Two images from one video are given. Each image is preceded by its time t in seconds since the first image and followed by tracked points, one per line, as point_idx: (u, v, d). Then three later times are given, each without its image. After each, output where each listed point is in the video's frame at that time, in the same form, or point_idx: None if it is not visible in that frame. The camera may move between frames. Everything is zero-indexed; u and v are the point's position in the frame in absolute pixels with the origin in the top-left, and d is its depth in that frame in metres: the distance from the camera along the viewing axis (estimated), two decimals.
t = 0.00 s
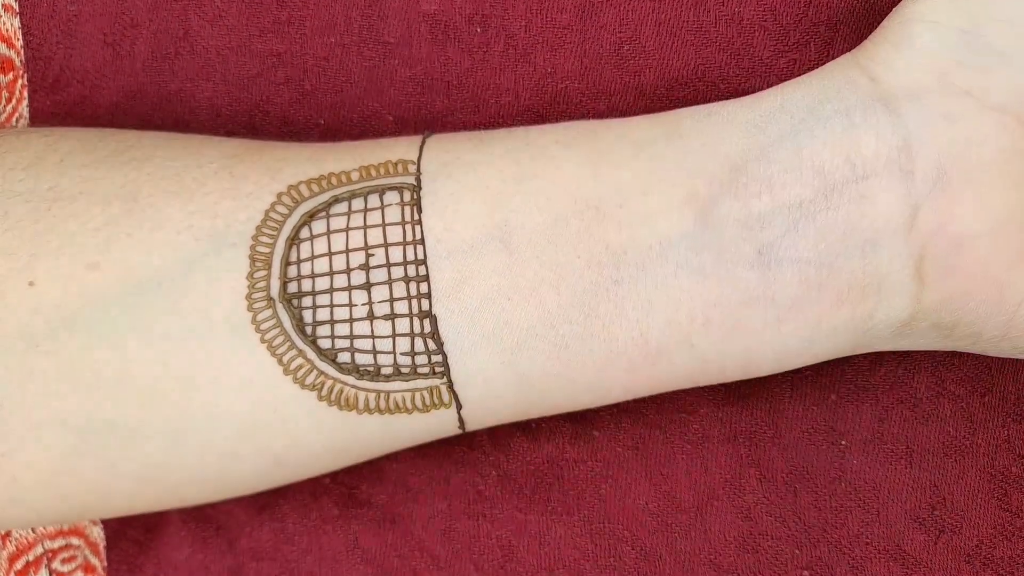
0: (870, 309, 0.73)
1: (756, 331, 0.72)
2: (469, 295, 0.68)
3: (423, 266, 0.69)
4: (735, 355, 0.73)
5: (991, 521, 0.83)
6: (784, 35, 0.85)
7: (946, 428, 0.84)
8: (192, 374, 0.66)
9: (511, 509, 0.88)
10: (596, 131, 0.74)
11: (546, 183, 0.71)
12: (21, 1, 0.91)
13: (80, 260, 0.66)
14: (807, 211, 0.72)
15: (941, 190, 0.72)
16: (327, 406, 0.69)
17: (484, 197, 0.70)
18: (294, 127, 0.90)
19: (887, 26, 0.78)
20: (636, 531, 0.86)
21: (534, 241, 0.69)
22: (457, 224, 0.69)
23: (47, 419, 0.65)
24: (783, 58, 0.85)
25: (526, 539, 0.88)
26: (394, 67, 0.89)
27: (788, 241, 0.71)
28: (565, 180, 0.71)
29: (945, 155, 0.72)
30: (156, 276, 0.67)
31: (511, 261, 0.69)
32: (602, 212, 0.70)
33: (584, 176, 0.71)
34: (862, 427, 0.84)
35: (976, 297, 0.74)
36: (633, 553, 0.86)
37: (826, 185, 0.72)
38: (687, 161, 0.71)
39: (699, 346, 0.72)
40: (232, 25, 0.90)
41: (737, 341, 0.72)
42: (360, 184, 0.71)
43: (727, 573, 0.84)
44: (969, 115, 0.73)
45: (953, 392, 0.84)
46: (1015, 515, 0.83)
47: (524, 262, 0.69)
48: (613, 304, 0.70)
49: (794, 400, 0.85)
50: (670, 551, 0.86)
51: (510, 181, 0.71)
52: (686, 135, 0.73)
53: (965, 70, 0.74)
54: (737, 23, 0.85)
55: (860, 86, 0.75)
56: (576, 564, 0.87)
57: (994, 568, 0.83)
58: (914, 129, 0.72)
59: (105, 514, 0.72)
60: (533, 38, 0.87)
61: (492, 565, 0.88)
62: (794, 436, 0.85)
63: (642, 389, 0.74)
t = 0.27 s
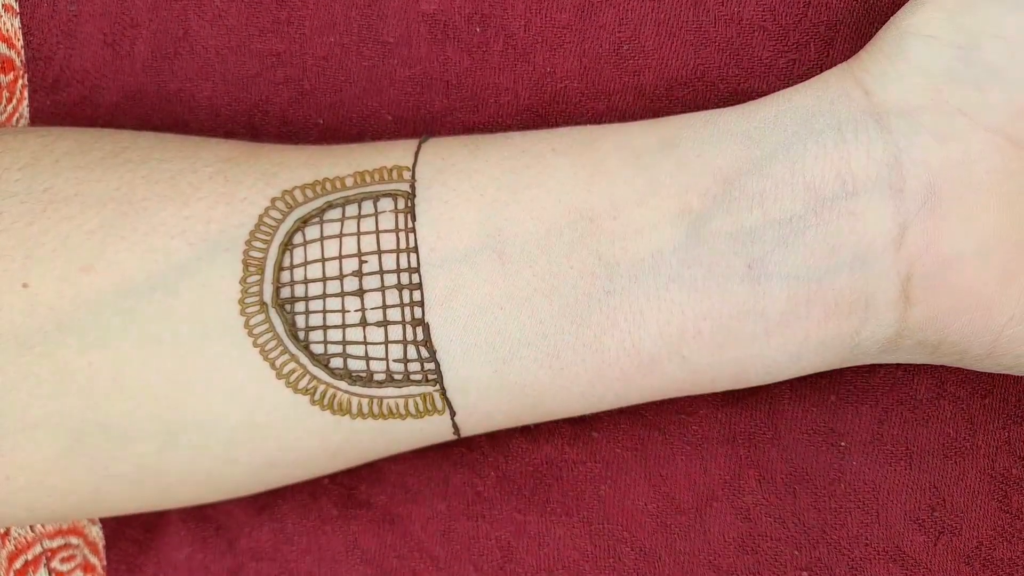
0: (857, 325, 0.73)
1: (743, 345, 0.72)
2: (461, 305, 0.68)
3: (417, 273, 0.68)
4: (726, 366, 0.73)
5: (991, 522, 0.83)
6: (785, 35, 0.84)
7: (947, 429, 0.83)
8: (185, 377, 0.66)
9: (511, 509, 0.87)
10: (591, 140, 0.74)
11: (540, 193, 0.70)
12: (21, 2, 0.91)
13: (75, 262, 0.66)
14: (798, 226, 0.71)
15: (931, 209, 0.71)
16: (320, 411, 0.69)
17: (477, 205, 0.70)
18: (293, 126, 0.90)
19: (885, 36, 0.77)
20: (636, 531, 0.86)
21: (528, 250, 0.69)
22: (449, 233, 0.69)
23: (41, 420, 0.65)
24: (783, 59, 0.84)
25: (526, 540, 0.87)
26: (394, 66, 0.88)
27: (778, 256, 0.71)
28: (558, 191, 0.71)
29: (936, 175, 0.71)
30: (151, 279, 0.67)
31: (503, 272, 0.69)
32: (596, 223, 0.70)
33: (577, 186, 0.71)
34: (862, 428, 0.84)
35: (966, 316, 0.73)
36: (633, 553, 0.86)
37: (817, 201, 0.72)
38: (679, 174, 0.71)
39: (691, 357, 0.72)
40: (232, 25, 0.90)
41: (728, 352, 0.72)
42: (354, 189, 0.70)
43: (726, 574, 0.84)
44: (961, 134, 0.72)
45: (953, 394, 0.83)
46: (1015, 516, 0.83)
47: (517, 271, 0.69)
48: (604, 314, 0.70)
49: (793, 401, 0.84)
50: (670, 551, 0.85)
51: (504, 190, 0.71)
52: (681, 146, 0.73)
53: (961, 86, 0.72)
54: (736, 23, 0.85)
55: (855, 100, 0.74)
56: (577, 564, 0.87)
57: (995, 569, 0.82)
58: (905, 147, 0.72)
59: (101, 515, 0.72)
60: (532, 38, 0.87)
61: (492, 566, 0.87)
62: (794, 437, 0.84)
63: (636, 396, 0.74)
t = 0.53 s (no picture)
0: (858, 325, 0.73)
1: (744, 346, 0.72)
2: (463, 303, 0.68)
3: (418, 272, 0.68)
4: (728, 367, 0.73)
5: (991, 522, 0.83)
6: (785, 35, 0.84)
7: (947, 429, 0.83)
8: (186, 375, 0.66)
9: (511, 509, 0.87)
10: (592, 139, 0.74)
11: (542, 192, 0.71)
12: (21, 1, 0.91)
13: (75, 260, 0.66)
14: (801, 227, 0.71)
15: (932, 212, 0.71)
16: (322, 410, 0.69)
17: (478, 205, 0.70)
18: (293, 126, 0.90)
19: (886, 37, 0.77)
20: (636, 531, 0.86)
21: (530, 249, 0.70)
22: (451, 232, 0.69)
23: (42, 417, 0.65)
24: (783, 59, 0.84)
25: (526, 540, 0.87)
26: (394, 66, 0.88)
27: (780, 257, 0.71)
28: (560, 190, 0.71)
29: (937, 177, 0.71)
30: (151, 277, 0.67)
31: (505, 270, 0.69)
32: (597, 222, 0.70)
33: (578, 185, 0.71)
34: (863, 428, 0.84)
35: (965, 319, 0.73)
36: (634, 553, 0.86)
37: (818, 201, 0.72)
38: (681, 173, 0.72)
39: (692, 357, 0.72)
40: (232, 24, 0.90)
41: (729, 353, 0.72)
42: (355, 188, 0.70)
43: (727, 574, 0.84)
44: (963, 136, 0.72)
45: (953, 394, 0.84)
46: (1015, 516, 0.83)
47: (519, 270, 0.69)
48: (607, 313, 0.70)
49: (793, 401, 0.84)
50: (670, 551, 0.85)
51: (506, 189, 0.71)
52: (682, 145, 0.73)
53: (962, 88, 0.73)
54: (737, 23, 0.85)
55: (855, 101, 0.74)
56: (577, 564, 0.87)
57: (994, 570, 0.83)
58: (907, 148, 0.72)
59: (101, 513, 0.72)
60: (532, 38, 0.87)
61: (492, 566, 0.87)
62: (794, 437, 0.84)
63: (636, 396, 0.74)
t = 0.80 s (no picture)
0: (858, 325, 0.73)
1: (742, 346, 0.72)
2: (462, 301, 0.68)
3: (417, 272, 0.68)
4: (727, 367, 0.73)
5: (991, 522, 0.82)
6: (785, 35, 0.84)
7: (947, 429, 0.83)
8: (184, 374, 0.66)
9: (510, 509, 0.87)
10: (592, 138, 0.74)
11: (541, 192, 0.70)
12: (21, 1, 0.91)
13: (74, 259, 0.66)
14: (800, 226, 0.71)
15: (929, 211, 0.71)
16: (320, 409, 0.68)
17: (477, 204, 0.70)
18: (293, 126, 0.90)
19: (886, 36, 0.76)
20: (636, 531, 0.86)
21: (529, 248, 0.70)
22: (450, 232, 0.69)
23: (40, 416, 0.65)
24: (783, 59, 0.84)
25: (525, 540, 0.87)
26: (394, 66, 0.88)
27: (778, 256, 0.71)
28: (560, 189, 0.71)
29: (935, 177, 0.71)
30: (150, 276, 0.67)
31: (504, 269, 0.69)
32: (596, 221, 0.70)
33: (577, 185, 0.71)
34: (862, 428, 0.84)
35: (964, 318, 0.73)
36: (634, 553, 0.86)
37: (817, 201, 0.72)
38: (680, 172, 0.72)
39: (691, 357, 0.72)
40: (232, 24, 0.90)
41: (728, 353, 0.72)
42: (354, 188, 0.70)
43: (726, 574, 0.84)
44: (962, 135, 0.72)
45: (953, 394, 0.83)
46: (1016, 516, 0.82)
47: (518, 269, 0.69)
48: (606, 313, 0.70)
49: (793, 401, 0.84)
50: (669, 551, 0.85)
51: (505, 188, 0.71)
52: (682, 144, 0.73)
53: (961, 88, 0.72)
54: (737, 23, 0.85)
55: (853, 101, 0.74)
56: (577, 564, 0.86)
57: (995, 570, 0.82)
58: (905, 147, 0.72)
59: (101, 512, 0.72)
60: (532, 38, 0.87)
61: (492, 566, 0.87)
62: (794, 437, 0.84)
63: (635, 396, 0.74)
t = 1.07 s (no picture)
0: (861, 325, 0.73)
1: (744, 347, 0.72)
2: (463, 301, 0.68)
3: (418, 272, 0.69)
4: (728, 367, 0.73)
5: (991, 523, 0.83)
6: (784, 35, 0.84)
7: (947, 429, 0.83)
8: (185, 374, 0.66)
9: (510, 509, 0.87)
10: (593, 138, 0.74)
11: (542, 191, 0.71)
12: (21, 2, 0.91)
13: (74, 259, 0.66)
14: (802, 227, 0.72)
15: (931, 212, 0.71)
16: (321, 409, 0.68)
17: (478, 204, 0.70)
18: (293, 126, 0.90)
19: (887, 38, 0.77)
20: (636, 532, 0.86)
21: (530, 249, 0.70)
22: (450, 232, 0.69)
23: (42, 415, 0.65)
24: (783, 59, 0.84)
25: (526, 541, 0.87)
26: (394, 66, 0.88)
27: (779, 257, 0.71)
28: (561, 189, 0.71)
29: (937, 178, 0.71)
30: (151, 276, 0.67)
31: (505, 269, 0.69)
32: (596, 220, 0.70)
33: (578, 185, 0.71)
34: (863, 428, 0.84)
35: (965, 319, 0.73)
36: (633, 553, 0.86)
37: (819, 202, 0.72)
38: (681, 171, 0.72)
39: (692, 358, 0.72)
40: (232, 24, 0.89)
41: (729, 353, 0.72)
42: (355, 188, 0.70)
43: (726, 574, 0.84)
44: (964, 137, 0.72)
45: (953, 394, 0.84)
46: (1016, 517, 0.83)
47: (520, 269, 0.69)
48: (608, 313, 0.70)
49: (793, 401, 0.84)
50: (669, 551, 0.85)
51: (506, 188, 0.71)
52: (683, 144, 0.73)
53: (963, 90, 0.72)
54: (737, 23, 0.85)
55: (856, 101, 0.74)
56: (577, 565, 0.86)
57: (995, 570, 0.82)
58: (907, 148, 0.72)
59: (101, 512, 0.72)
60: (532, 38, 0.87)
61: (492, 566, 0.87)
62: (794, 437, 0.84)
63: (636, 396, 0.74)
